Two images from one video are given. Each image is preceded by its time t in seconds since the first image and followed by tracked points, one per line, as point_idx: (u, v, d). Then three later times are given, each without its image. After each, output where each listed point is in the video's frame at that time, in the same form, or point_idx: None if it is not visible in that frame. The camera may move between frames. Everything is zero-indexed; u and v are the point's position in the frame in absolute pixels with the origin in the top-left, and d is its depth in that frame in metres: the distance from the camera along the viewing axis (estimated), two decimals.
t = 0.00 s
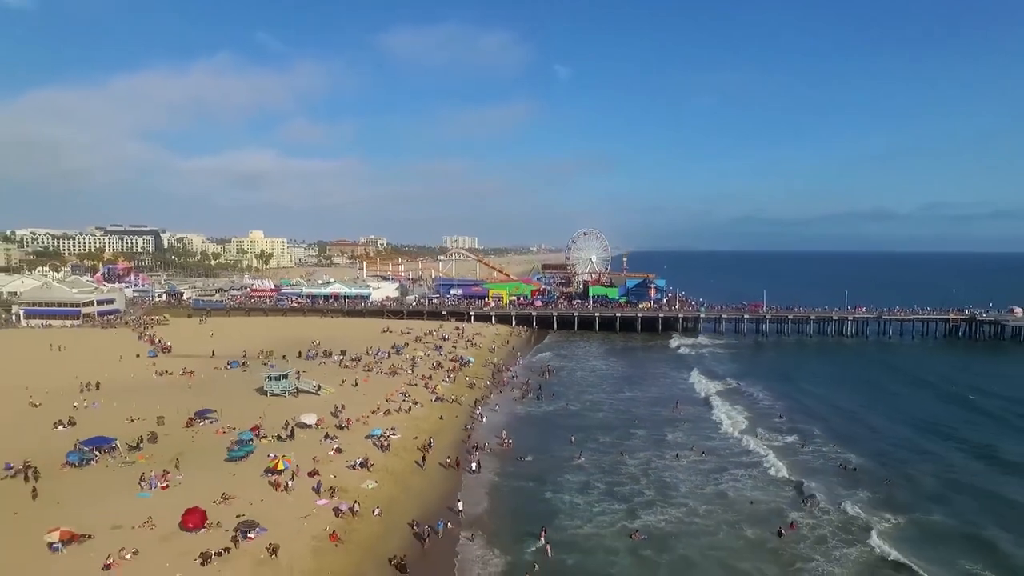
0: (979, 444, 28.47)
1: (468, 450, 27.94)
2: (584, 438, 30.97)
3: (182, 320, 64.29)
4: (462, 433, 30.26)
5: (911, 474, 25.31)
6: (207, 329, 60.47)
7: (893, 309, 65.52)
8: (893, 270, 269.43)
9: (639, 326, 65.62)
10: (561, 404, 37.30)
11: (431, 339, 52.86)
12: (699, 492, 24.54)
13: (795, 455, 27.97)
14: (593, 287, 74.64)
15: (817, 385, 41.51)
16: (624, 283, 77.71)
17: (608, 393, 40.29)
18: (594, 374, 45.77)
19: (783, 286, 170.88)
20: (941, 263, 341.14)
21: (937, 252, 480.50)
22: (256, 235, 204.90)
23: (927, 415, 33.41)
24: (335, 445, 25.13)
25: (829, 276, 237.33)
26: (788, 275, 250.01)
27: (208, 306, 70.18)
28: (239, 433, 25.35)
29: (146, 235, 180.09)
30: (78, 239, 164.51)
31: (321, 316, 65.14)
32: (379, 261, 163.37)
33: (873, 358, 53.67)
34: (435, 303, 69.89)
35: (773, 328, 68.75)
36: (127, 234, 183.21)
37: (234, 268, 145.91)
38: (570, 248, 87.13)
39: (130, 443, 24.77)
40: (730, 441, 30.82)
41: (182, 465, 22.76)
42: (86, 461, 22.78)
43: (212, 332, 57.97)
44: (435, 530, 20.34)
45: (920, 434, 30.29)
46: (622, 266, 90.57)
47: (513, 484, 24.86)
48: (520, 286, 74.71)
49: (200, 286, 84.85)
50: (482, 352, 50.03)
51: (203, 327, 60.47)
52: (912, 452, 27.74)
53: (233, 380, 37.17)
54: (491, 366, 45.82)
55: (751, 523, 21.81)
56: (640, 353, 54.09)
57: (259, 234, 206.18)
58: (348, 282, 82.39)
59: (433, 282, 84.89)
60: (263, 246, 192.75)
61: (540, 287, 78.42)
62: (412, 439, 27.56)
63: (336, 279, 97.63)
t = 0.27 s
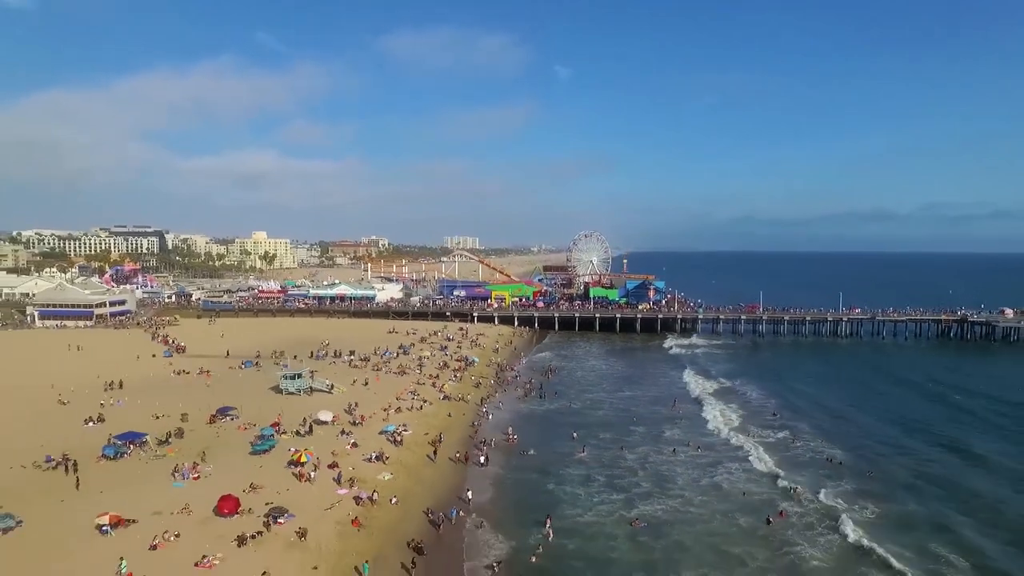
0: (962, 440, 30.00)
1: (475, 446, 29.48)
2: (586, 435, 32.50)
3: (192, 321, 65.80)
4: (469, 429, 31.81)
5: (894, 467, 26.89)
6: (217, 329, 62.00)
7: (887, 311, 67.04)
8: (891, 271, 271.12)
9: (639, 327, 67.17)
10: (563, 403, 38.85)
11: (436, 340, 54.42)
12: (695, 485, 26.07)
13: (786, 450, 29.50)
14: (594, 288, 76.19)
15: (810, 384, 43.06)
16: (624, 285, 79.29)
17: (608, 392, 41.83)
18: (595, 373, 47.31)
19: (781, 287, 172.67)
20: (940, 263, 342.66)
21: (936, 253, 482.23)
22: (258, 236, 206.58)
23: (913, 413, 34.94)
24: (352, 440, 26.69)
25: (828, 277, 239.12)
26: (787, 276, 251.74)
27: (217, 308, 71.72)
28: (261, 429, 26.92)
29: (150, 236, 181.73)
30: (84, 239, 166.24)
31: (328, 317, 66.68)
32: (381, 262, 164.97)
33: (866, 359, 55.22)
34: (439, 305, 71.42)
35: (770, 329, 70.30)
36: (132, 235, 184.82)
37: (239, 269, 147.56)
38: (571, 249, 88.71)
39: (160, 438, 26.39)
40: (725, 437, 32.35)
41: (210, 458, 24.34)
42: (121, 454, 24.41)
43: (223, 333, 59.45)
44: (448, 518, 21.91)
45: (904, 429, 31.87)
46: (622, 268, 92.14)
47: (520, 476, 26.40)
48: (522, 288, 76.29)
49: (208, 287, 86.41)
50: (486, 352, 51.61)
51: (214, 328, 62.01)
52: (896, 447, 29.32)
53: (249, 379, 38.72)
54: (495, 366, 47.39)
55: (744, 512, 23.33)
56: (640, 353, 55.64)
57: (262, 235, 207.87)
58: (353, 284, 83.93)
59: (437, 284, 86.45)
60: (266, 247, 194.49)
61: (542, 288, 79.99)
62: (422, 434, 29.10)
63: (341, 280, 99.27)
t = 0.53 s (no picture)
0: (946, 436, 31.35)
1: (481, 441, 30.83)
2: (587, 431, 33.83)
3: (200, 321, 67.06)
4: (474, 426, 33.15)
5: (880, 461, 28.25)
6: (225, 330, 63.28)
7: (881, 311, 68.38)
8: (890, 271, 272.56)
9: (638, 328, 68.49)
10: (564, 401, 40.19)
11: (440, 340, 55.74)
12: (692, 478, 27.40)
13: (778, 446, 30.84)
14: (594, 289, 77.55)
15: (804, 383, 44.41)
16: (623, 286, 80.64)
17: (608, 391, 43.17)
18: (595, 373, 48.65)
19: (779, 287, 174.06)
20: (937, 263, 343.23)
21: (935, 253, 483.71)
22: (260, 237, 207.85)
23: (902, 411, 36.27)
24: (364, 436, 28.03)
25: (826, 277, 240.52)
26: (785, 276, 253.17)
27: (224, 308, 73.00)
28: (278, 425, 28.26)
29: (153, 237, 183.04)
30: (88, 240, 167.53)
31: (333, 318, 67.98)
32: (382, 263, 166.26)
33: (859, 359, 56.55)
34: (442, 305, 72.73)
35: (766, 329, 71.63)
36: (134, 236, 186.10)
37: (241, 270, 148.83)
38: (572, 250, 90.05)
39: (182, 434, 27.80)
40: (720, 433, 33.70)
41: (231, 452, 25.73)
42: (147, 448, 25.83)
43: (231, 334, 60.71)
44: (458, 507, 23.30)
45: (892, 426, 33.23)
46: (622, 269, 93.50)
47: (524, 470, 27.75)
48: (524, 289, 77.67)
49: (214, 288, 87.69)
50: (489, 352, 52.94)
51: (222, 329, 63.38)
52: (883, 442, 30.68)
53: (260, 378, 40.04)
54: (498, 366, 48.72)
55: (737, 503, 24.65)
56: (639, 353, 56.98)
57: (264, 236, 209.18)
58: (356, 285, 85.22)
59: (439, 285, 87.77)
60: (268, 248, 195.77)
61: (543, 290, 81.35)
62: (430, 431, 30.44)
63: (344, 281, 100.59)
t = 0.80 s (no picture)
0: (933, 433, 32.65)
1: (486, 438, 32.17)
2: (588, 429, 35.14)
3: (208, 322, 68.39)
4: (479, 423, 34.47)
5: (868, 456, 29.57)
6: (232, 330, 64.60)
7: (876, 313, 69.61)
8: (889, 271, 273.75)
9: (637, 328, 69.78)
10: (566, 400, 41.49)
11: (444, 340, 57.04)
12: (688, 473, 28.71)
13: (771, 442, 32.16)
14: (594, 290, 78.84)
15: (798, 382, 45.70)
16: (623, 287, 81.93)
17: (609, 390, 44.48)
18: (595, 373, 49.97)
19: (778, 287, 175.29)
20: (936, 262, 344.37)
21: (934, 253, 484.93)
22: (263, 237, 209.20)
23: (892, 409, 37.55)
24: (375, 432, 29.35)
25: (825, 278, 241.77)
26: (785, 277, 254.30)
27: (231, 309, 74.31)
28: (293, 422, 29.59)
29: (157, 238, 184.36)
30: (92, 241, 168.89)
31: (338, 318, 69.29)
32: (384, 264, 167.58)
33: (853, 359, 57.82)
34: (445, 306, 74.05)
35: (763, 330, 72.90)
36: (138, 237, 187.47)
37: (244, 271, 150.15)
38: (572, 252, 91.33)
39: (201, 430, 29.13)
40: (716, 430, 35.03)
41: (249, 448, 27.05)
42: (170, 443, 27.14)
43: (239, 334, 61.99)
44: (466, 499, 24.63)
45: (881, 424, 34.54)
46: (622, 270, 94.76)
47: (528, 465, 29.08)
48: (525, 291, 79.07)
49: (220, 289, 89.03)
50: (492, 352, 54.26)
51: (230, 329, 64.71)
52: (872, 439, 31.99)
53: (272, 377, 41.35)
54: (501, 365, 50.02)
55: (731, 495, 25.98)
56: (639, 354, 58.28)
57: (267, 236, 210.53)
58: (360, 286, 86.56)
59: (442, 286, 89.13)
60: (270, 249, 197.06)
61: (544, 291, 82.70)
62: (438, 428, 31.76)
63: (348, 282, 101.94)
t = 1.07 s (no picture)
0: (918, 429, 34.18)
1: (491, 434, 33.71)
2: (589, 425, 36.67)
3: (217, 323, 69.96)
4: (484, 420, 36.01)
5: (855, 451, 31.11)
6: (241, 331, 66.17)
7: (870, 313, 71.11)
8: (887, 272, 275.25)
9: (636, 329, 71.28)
10: (567, 398, 43.01)
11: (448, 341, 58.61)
12: (684, 466, 30.25)
13: (763, 438, 33.71)
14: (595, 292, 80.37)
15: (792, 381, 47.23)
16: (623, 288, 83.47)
17: (609, 389, 46.03)
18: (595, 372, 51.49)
19: (777, 287, 176.78)
20: (935, 262, 345.89)
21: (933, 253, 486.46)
22: (266, 238, 210.75)
23: (880, 407, 39.07)
24: (386, 428, 30.91)
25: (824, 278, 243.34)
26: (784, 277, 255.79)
27: (239, 310, 75.88)
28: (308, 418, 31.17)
29: (161, 239, 185.97)
30: (97, 242, 170.53)
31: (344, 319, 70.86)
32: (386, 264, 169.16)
33: (846, 359, 59.33)
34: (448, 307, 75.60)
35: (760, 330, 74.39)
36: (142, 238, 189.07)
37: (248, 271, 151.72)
38: (573, 254, 92.88)
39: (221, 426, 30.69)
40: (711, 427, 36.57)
41: (268, 442, 28.63)
42: (193, 438, 28.73)
43: (248, 335, 63.53)
44: (473, 490, 26.19)
45: (869, 421, 36.05)
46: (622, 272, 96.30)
47: (531, 459, 30.65)
48: (528, 292, 80.72)
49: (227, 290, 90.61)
50: (495, 352, 55.83)
51: (239, 330, 66.24)
52: (859, 435, 33.53)
53: (284, 376, 42.94)
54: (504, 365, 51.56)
55: (723, 487, 27.54)
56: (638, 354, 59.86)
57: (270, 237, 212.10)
58: (365, 287, 88.15)
59: (445, 287, 90.69)
60: (273, 250, 198.65)
61: (546, 292, 84.25)
62: (445, 424, 33.31)
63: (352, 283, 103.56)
